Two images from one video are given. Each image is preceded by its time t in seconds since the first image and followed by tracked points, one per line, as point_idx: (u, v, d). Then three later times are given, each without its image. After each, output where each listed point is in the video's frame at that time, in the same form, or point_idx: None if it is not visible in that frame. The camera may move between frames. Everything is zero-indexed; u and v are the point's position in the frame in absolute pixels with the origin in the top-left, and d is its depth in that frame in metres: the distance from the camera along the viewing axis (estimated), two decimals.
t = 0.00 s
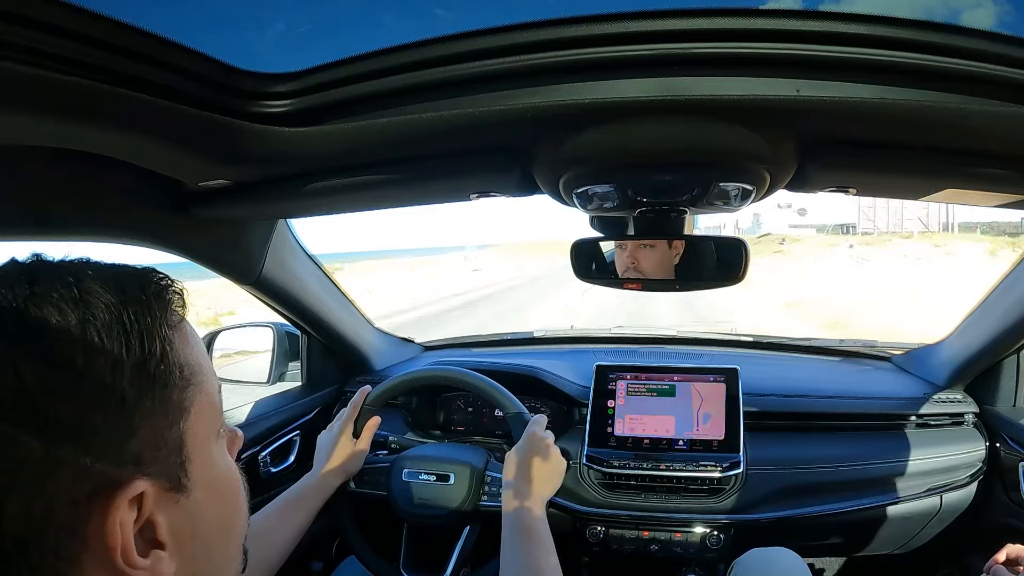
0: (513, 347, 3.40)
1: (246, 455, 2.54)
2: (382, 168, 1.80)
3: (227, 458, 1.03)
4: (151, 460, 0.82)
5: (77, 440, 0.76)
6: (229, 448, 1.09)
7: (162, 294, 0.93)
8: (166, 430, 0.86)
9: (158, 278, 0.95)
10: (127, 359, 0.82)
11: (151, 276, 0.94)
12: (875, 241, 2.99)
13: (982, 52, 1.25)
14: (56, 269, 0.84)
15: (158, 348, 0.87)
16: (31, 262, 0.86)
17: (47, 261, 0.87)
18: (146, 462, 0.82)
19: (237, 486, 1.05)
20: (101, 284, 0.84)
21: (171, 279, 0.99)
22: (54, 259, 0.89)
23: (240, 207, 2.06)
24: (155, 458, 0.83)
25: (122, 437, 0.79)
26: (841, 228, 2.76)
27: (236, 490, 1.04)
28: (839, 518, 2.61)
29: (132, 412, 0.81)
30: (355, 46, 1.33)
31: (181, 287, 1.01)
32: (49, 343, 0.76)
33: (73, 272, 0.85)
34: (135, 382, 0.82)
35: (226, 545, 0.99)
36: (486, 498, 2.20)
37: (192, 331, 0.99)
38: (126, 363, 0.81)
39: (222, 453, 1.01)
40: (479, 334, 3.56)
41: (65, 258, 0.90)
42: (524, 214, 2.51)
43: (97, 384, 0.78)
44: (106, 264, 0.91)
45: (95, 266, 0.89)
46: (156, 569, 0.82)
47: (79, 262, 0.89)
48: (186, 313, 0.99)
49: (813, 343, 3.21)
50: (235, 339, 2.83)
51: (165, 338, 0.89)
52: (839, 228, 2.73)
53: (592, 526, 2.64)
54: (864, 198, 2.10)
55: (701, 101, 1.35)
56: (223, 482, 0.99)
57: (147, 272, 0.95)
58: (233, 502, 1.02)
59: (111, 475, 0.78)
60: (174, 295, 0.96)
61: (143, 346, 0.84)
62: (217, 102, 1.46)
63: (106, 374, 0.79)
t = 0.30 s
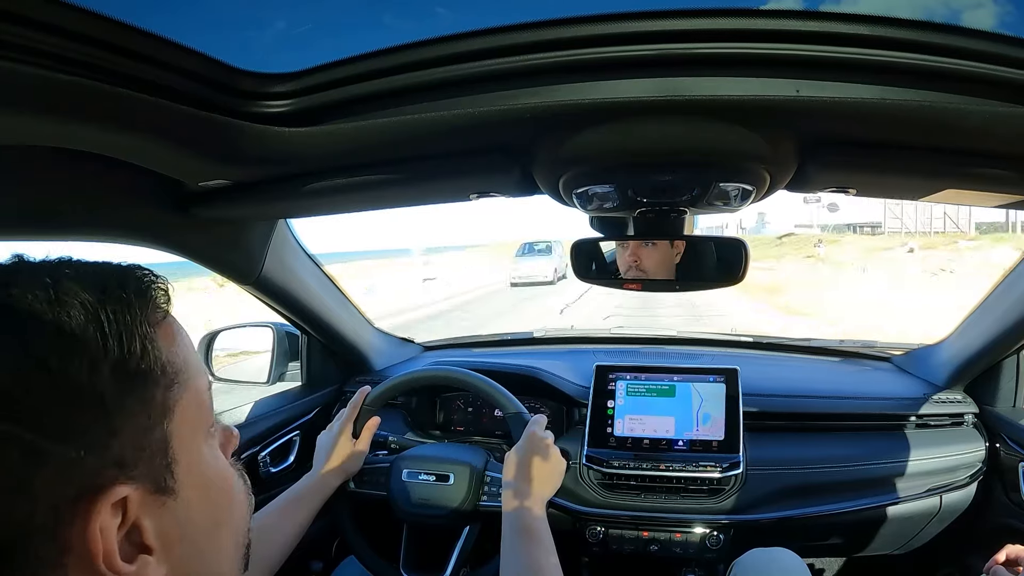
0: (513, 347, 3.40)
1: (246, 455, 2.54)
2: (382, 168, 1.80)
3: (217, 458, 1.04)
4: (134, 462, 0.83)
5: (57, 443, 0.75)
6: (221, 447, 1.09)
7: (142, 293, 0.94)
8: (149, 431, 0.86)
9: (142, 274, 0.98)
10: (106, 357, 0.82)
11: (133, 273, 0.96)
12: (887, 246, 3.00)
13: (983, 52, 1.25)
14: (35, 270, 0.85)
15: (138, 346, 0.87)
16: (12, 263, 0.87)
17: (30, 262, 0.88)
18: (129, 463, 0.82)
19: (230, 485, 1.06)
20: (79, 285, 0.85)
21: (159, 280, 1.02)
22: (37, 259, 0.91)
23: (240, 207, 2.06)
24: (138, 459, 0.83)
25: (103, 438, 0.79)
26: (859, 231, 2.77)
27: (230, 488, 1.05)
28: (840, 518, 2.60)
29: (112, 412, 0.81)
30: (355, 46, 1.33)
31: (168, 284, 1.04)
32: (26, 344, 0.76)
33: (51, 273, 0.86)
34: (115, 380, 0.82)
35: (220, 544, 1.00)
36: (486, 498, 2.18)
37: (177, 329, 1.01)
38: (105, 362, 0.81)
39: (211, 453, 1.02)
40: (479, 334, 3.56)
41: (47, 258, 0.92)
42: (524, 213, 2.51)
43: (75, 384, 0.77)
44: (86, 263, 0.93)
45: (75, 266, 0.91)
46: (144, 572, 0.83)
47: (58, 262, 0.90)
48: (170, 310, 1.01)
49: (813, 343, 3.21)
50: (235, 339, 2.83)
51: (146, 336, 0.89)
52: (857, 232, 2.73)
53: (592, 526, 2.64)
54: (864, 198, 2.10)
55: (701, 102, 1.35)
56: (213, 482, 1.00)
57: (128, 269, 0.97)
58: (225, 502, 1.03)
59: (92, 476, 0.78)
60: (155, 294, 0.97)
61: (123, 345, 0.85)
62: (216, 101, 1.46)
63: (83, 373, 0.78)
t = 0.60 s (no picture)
0: (513, 347, 3.40)
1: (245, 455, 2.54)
2: (382, 168, 1.80)
3: (243, 460, 1.04)
4: (173, 455, 0.84)
5: (107, 434, 0.76)
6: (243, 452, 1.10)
7: (188, 296, 0.95)
8: (189, 425, 0.88)
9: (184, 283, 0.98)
10: (155, 355, 0.84)
11: (177, 280, 0.97)
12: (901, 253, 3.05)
13: (982, 52, 1.25)
14: (90, 268, 0.86)
15: (183, 347, 0.89)
16: (63, 260, 0.87)
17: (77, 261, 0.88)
18: (168, 457, 0.83)
19: (251, 487, 1.06)
20: (132, 284, 0.87)
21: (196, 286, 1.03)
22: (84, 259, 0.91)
23: (241, 207, 2.06)
24: (176, 454, 0.85)
25: (147, 431, 0.81)
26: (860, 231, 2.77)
27: (252, 490, 1.06)
28: (840, 518, 2.61)
29: (156, 406, 0.82)
30: (355, 46, 1.33)
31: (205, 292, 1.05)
32: (84, 336, 0.77)
33: (105, 271, 0.87)
34: (161, 377, 0.84)
35: (241, 545, 1.00)
36: (486, 498, 2.19)
37: (215, 334, 1.02)
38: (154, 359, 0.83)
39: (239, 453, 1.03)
40: (479, 334, 3.56)
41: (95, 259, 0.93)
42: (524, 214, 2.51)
43: (125, 377, 0.79)
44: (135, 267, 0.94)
45: (125, 267, 0.92)
46: (174, 562, 0.83)
47: (108, 263, 0.91)
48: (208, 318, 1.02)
49: (813, 343, 3.21)
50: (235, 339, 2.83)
51: (191, 339, 0.91)
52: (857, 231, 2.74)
53: (592, 526, 2.64)
54: (864, 198, 2.10)
55: (701, 102, 1.35)
56: (239, 481, 1.01)
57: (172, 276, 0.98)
58: (249, 504, 1.03)
59: (138, 467, 0.79)
60: (197, 299, 0.98)
61: (171, 344, 0.86)
62: (217, 101, 1.46)
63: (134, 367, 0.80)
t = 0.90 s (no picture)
0: (513, 347, 3.40)
1: (246, 455, 2.53)
2: (382, 168, 1.80)
3: (229, 469, 1.03)
4: (161, 466, 0.83)
5: (93, 444, 0.75)
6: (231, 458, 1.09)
7: (176, 300, 0.93)
8: (178, 435, 0.86)
9: (172, 284, 0.96)
10: (144, 364, 0.82)
11: (164, 281, 0.95)
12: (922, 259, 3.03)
13: (982, 52, 1.25)
14: (75, 269, 0.84)
15: (172, 354, 0.87)
16: (47, 261, 0.85)
17: (64, 261, 0.86)
18: (156, 468, 0.82)
19: (237, 495, 1.05)
20: (119, 288, 0.85)
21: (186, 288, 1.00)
22: (70, 259, 0.89)
23: (241, 207, 2.06)
24: (165, 465, 0.83)
25: (136, 442, 0.79)
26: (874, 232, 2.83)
27: (237, 498, 1.04)
28: (840, 518, 2.60)
29: (145, 416, 0.81)
30: (356, 46, 1.33)
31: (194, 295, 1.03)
32: (70, 343, 0.75)
33: (91, 273, 0.85)
34: (150, 386, 0.82)
35: (225, 556, 0.99)
36: (486, 499, 2.19)
37: (203, 339, 1.00)
38: (143, 368, 0.82)
39: (226, 461, 1.01)
40: (479, 334, 3.56)
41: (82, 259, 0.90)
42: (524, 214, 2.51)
43: (113, 386, 0.78)
44: (122, 267, 0.92)
45: (112, 268, 0.90)
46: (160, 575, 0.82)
47: (94, 263, 0.89)
48: (197, 321, 1.00)
49: (813, 343, 3.21)
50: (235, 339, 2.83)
51: (179, 345, 0.89)
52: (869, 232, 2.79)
53: (592, 526, 2.64)
54: (863, 198, 2.10)
55: (701, 102, 1.35)
56: (226, 489, 0.99)
57: (159, 277, 0.95)
58: (234, 513, 1.02)
59: (123, 479, 0.78)
60: (187, 303, 0.96)
61: (159, 352, 0.85)
62: (217, 101, 1.46)
63: (122, 377, 0.79)
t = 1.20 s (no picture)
0: (513, 347, 3.40)
1: (246, 455, 2.56)
2: (382, 168, 1.80)
3: (223, 467, 1.03)
4: (158, 467, 0.83)
5: (92, 446, 0.75)
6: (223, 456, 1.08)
7: (174, 301, 0.93)
8: (174, 435, 0.86)
9: (169, 283, 0.95)
10: (142, 364, 0.82)
11: (161, 280, 0.95)
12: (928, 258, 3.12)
13: (983, 52, 1.25)
14: (74, 269, 0.84)
15: (169, 354, 0.87)
16: (45, 259, 0.85)
17: (63, 260, 0.86)
18: (153, 468, 0.82)
19: (229, 494, 1.04)
20: (118, 288, 0.85)
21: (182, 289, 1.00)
22: (68, 258, 0.88)
23: (241, 207, 2.06)
24: (161, 465, 0.83)
25: (133, 442, 0.79)
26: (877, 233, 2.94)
27: (229, 497, 1.04)
28: (840, 518, 2.60)
29: (143, 416, 0.81)
30: (356, 46, 1.33)
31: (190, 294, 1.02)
32: (71, 344, 0.75)
33: (90, 274, 0.84)
34: (148, 387, 0.82)
35: (218, 553, 0.99)
36: (486, 499, 2.18)
37: (199, 340, 1.00)
38: (141, 368, 0.82)
39: (219, 460, 1.01)
40: (479, 334, 3.55)
41: (79, 257, 0.90)
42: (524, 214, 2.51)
43: (113, 387, 0.78)
44: (119, 267, 0.91)
45: (110, 268, 0.89)
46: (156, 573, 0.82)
47: (92, 262, 0.88)
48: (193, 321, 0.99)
49: (813, 343, 3.21)
50: (235, 339, 2.83)
51: (176, 345, 0.89)
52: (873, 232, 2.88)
53: (592, 526, 2.64)
54: (863, 198, 2.10)
55: (701, 102, 1.35)
56: (219, 488, 1.00)
57: (156, 276, 0.95)
58: (226, 511, 1.02)
59: (121, 479, 0.78)
60: (183, 302, 0.96)
61: (157, 352, 0.85)
62: (217, 101, 1.46)
63: (121, 377, 0.79)
